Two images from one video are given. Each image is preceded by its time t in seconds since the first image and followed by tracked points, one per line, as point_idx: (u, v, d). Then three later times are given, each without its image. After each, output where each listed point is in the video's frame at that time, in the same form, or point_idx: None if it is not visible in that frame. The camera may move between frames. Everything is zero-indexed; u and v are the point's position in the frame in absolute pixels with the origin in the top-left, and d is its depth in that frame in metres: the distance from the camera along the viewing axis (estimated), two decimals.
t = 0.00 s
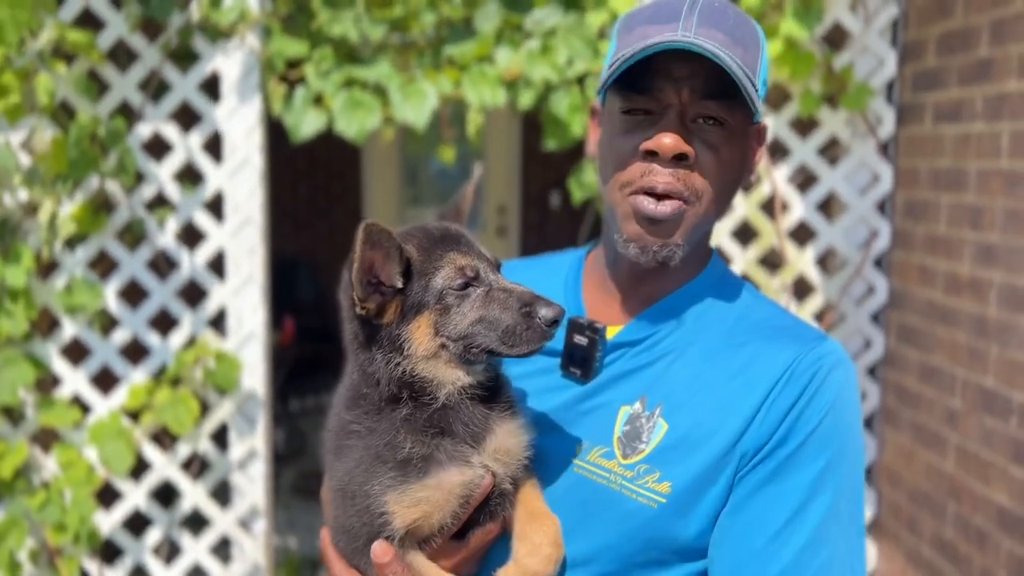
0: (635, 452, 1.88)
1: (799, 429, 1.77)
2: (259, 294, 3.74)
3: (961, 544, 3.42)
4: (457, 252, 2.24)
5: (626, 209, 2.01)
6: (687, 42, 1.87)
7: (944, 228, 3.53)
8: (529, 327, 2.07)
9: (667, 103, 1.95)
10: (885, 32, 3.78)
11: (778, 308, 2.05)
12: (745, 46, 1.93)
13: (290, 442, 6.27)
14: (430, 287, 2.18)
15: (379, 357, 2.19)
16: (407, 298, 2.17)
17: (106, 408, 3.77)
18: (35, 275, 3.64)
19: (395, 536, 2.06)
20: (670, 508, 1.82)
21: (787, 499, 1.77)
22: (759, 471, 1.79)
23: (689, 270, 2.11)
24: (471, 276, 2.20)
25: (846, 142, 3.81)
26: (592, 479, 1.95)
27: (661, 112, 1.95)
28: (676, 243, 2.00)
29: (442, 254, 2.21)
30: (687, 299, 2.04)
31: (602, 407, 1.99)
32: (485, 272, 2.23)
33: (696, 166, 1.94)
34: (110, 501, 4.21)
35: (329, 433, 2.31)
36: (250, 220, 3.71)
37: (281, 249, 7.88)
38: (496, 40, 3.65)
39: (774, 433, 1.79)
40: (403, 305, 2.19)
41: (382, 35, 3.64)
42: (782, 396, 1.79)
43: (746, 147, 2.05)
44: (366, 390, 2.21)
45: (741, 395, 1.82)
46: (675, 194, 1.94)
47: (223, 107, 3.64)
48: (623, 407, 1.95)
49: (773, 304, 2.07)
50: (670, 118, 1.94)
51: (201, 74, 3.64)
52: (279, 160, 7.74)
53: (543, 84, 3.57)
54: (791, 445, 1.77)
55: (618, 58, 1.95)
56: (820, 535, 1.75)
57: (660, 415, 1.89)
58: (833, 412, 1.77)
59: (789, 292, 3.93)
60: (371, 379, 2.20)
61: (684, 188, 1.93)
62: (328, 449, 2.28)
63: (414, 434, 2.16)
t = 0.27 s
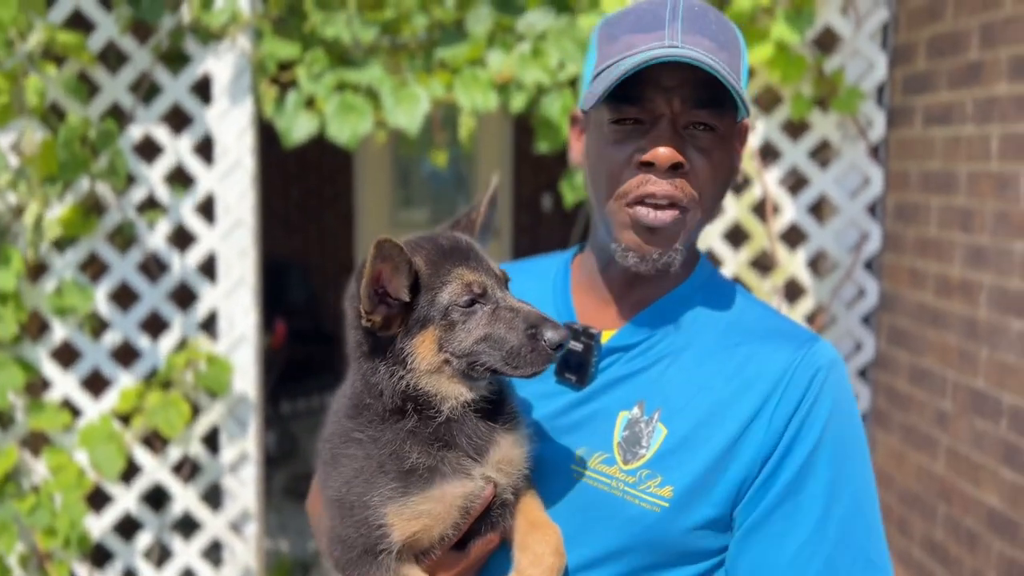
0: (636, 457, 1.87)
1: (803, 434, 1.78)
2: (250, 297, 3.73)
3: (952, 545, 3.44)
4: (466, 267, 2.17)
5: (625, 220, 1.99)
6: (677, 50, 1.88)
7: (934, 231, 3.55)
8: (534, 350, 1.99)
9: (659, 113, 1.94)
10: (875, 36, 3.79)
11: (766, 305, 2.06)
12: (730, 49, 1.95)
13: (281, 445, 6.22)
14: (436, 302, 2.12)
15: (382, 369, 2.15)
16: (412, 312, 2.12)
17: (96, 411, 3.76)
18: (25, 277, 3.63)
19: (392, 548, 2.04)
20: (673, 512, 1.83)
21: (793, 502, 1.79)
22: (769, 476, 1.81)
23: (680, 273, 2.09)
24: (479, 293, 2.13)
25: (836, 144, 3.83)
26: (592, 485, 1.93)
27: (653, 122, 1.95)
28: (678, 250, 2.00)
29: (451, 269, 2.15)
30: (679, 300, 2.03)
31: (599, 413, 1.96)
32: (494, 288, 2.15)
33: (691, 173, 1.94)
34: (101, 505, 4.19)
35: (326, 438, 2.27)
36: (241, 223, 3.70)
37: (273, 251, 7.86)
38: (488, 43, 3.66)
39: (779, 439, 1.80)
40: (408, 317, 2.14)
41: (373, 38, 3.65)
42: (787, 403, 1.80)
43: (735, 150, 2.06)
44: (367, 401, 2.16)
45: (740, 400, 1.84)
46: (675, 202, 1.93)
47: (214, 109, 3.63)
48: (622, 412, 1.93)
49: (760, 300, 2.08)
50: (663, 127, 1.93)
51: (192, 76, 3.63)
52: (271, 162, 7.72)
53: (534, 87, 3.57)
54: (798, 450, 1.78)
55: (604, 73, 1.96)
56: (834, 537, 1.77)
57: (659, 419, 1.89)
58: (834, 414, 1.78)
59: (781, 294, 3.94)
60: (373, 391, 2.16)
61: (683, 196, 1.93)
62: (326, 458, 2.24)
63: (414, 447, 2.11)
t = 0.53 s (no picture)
0: (635, 458, 1.87)
1: (804, 431, 1.80)
2: (243, 298, 3.72)
3: (944, 545, 3.45)
4: (474, 281, 2.09)
5: (614, 219, 1.99)
6: (661, 49, 1.90)
7: (926, 231, 3.57)
8: (539, 371, 1.94)
9: (646, 112, 1.94)
10: (867, 37, 3.80)
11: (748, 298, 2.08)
12: (713, 46, 1.97)
13: (274, 447, 6.19)
14: (442, 316, 2.05)
15: (383, 380, 2.09)
16: (417, 325, 2.05)
17: (88, 414, 3.74)
18: (16, 278, 3.61)
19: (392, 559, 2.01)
20: (675, 511, 1.83)
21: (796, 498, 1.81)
22: (769, 474, 1.82)
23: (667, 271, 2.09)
24: (486, 309, 2.06)
25: (828, 146, 3.83)
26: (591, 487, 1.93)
27: (641, 122, 1.95)
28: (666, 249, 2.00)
29: (458, 283, 2.07)
30: (670, 299, 2.02)
31: (596, 414, 1.95)
32: (501, 305, 2.09)
33: (679, 173, 1.94)
34: (92, 507, 4.17)
35: (322, 444, 2.22)
36: (233, 224, 3.69)
37: (266, 253, 7.84)
38: (481, 44, 3.66)
39: (783, 438, 1.81)
40: (412, 329, 2.07)
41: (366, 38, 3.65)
42: (786, 402, 1.81)
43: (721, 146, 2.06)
44: (367, 411, 2.11)
45: (740, 399, 1.84)
46: (664, 201, 1.93)
47: (207, 110, 3.62)
48: (619, 413, 1.93)
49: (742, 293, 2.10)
50: (651, 126, 1.93)
51: (185, 77, 3.62)
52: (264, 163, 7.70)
53: (528, 88, 3.57)
54: (799, 448, 1.80)
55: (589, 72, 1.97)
56: (841, 528, 1.82)
57: (657, 419, 1.89)
58: (832, 409, 1.81)
59: (774, 295, 3.95)
60: (374, 402, 2.10)
61: (671, 196, 1.93)
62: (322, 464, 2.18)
63: (415, 459, 2.07)
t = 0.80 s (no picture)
0: (629, 460, 1.87)
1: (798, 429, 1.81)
2: (236, 299, 3.71)
3: (937, 545, 3.45)
4: (462, 291, 2.08)
5: (595, 220, 1.99)
6: (647, 50, 1.88)
7: (920, 232, 3.57)
8: (529, 382, 1.92)
9: (630, 114, 1.94)
10: (861, 38, 3.81)
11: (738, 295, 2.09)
12: (703, 48, 1.95)
13: (268, 448, 6.17)
14: (431, 327, 2.04)
15: (373, 392, 2.08)
16: (405, 336, 2.04)
17: (81, 415, 3.73)
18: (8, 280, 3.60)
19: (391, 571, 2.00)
20: (670, 512, 1.83)
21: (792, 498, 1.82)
22: (765, 474, 1.83)
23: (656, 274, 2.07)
24: (475, 320, 2.04)
25: (823, 147, 3.84)
26: (585, 490, 1.91)
27: (623, 123, 1.94)
28: (645, 254, 1.99)
29: (447, 293, 2.06)
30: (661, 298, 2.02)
31: (588, 417, 1.94)
32: (491, 316, 2.06)
33: (659, 176, 1.94)
34: (85, 509, 4.16)
35: (314, 456, 2.21)
36: (227, 224, 3.69)
37: (260, 253, 7.83)
38: (476, 45, 3.65)
39: (778, 437, 1.82)
40: (400, 340, 2.06)
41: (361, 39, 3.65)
42: (781, 402, 1.82)
43: (706, 152, 2.05)
44: (358, 421, 2.10)
45: (733, 399, 1.85)
46: (642, 203, 1.93)
47: (200, 110, 3.61)
48: (612, 416, 1.92)
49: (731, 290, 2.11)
50: (634, 127, 1.92)
51: (178, 78, 3.61)
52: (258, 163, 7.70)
53: (522, 89, 3.56)
54: (796, 448, 1.82)
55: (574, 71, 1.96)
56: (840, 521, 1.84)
57: (649, 420, 1.89)
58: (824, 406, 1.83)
59: (768, 296, 3.95)
60: (365, 413, 2.09)
61: (650, 199, 1.92)
62: (315, 478, 2.17)
63: (406, 470, 2.07)
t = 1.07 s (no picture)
0: (622, 452, 1.87)
1: (790, 419, 1.82)
2: (232, 298, 3.71)
3: (933, 544, 3.46)
4: (455, 291, 2.04)
5: (563, 229, 2.00)
6: (626, 63, 1.86)
7: (916, 231, 3.58)
8: (521, 385, 1.90)
9: (603, 125, 1.92)
10: (857, 37, 3.81)
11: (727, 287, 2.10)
12: (692, 60, 1.90)
13: (264, 448, 6.15)
14: (423, 328, 2.01)
15: (364, 392, 2.05)
16: (396, 336, 2.01)
17: (76, 415, 3.72)
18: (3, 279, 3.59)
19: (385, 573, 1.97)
20: (664, 504, 1.84)
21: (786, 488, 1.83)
22: (759, 465, 1.84)
23: (646, 268, 2.07)
24: (468, 321, 2.01)
25: (819, 145, 3.84)
26: (577, 483, 1.91)
27: (596, 135, 1.93)
28: (610, 266, 1.99)
29: (439, 293, 2.02)
30: (653, 290, 2.02)
31: (579, 409, 1.95)
32: (484, 317, 2.02)
33: (630, 189, 1.91)
34: (81, 509, 4.15)
35: (304, 459, 2.18)
36: (223, 224, 3.68)
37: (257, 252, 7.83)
38: (472, 43, 3.65)
39: (771, 428, 1.83)
40: (392, 339, 2.03)
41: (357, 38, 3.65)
42: (775, 393, 1.83)
43: (688, 163, 2.02)
44: (350, 422, 2.07)
45: (727, 392, 1.84)
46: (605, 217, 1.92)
47: (196, 109, 3.60)
48: (603, 408, 1.92)
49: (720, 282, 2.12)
50: (605, 140, 1.91)
51: (174, 77, 3.61)
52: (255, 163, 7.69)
53: (518, 88, 3.56)
54: (789, 439, 1.83)
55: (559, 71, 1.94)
56: (834, 510, 1.85)
57: (641, 412, 1.89)
58: (816, 396, 1.84)
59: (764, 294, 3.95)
60: (356, 413, 2.06)
61: (618, 213, 1.92)
62: (305, 480, 2.13)
63: (398, 469, 2.04)
